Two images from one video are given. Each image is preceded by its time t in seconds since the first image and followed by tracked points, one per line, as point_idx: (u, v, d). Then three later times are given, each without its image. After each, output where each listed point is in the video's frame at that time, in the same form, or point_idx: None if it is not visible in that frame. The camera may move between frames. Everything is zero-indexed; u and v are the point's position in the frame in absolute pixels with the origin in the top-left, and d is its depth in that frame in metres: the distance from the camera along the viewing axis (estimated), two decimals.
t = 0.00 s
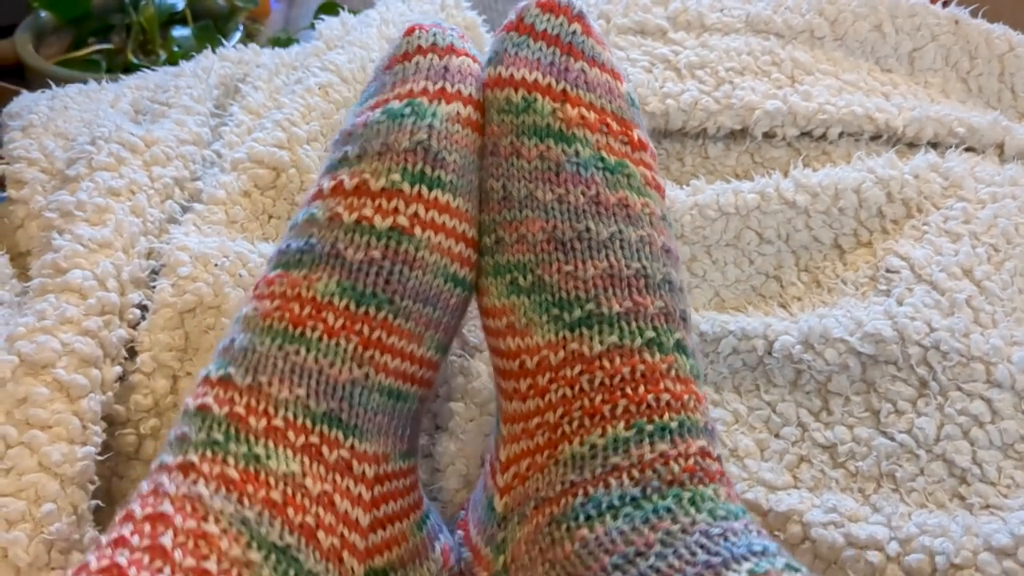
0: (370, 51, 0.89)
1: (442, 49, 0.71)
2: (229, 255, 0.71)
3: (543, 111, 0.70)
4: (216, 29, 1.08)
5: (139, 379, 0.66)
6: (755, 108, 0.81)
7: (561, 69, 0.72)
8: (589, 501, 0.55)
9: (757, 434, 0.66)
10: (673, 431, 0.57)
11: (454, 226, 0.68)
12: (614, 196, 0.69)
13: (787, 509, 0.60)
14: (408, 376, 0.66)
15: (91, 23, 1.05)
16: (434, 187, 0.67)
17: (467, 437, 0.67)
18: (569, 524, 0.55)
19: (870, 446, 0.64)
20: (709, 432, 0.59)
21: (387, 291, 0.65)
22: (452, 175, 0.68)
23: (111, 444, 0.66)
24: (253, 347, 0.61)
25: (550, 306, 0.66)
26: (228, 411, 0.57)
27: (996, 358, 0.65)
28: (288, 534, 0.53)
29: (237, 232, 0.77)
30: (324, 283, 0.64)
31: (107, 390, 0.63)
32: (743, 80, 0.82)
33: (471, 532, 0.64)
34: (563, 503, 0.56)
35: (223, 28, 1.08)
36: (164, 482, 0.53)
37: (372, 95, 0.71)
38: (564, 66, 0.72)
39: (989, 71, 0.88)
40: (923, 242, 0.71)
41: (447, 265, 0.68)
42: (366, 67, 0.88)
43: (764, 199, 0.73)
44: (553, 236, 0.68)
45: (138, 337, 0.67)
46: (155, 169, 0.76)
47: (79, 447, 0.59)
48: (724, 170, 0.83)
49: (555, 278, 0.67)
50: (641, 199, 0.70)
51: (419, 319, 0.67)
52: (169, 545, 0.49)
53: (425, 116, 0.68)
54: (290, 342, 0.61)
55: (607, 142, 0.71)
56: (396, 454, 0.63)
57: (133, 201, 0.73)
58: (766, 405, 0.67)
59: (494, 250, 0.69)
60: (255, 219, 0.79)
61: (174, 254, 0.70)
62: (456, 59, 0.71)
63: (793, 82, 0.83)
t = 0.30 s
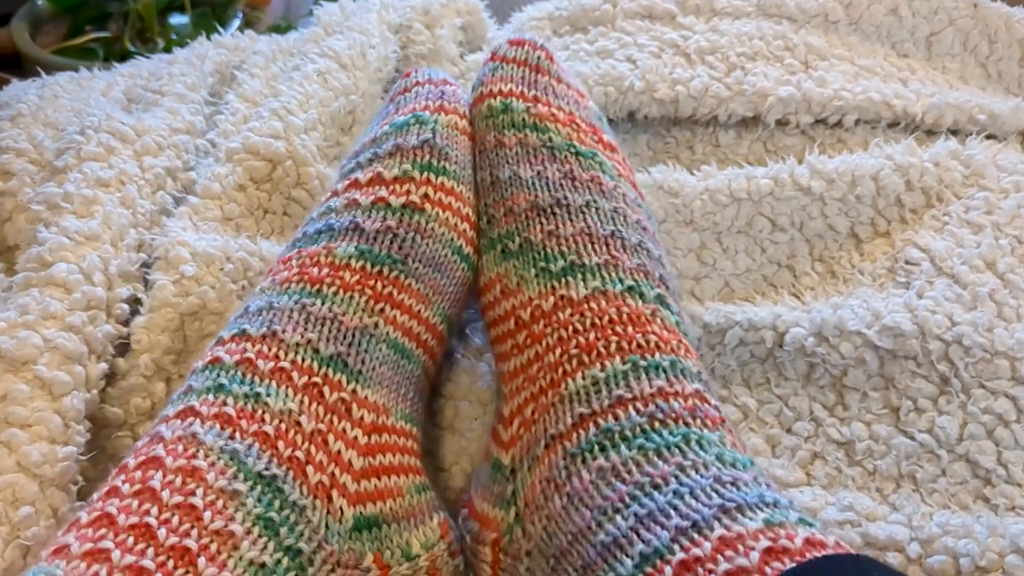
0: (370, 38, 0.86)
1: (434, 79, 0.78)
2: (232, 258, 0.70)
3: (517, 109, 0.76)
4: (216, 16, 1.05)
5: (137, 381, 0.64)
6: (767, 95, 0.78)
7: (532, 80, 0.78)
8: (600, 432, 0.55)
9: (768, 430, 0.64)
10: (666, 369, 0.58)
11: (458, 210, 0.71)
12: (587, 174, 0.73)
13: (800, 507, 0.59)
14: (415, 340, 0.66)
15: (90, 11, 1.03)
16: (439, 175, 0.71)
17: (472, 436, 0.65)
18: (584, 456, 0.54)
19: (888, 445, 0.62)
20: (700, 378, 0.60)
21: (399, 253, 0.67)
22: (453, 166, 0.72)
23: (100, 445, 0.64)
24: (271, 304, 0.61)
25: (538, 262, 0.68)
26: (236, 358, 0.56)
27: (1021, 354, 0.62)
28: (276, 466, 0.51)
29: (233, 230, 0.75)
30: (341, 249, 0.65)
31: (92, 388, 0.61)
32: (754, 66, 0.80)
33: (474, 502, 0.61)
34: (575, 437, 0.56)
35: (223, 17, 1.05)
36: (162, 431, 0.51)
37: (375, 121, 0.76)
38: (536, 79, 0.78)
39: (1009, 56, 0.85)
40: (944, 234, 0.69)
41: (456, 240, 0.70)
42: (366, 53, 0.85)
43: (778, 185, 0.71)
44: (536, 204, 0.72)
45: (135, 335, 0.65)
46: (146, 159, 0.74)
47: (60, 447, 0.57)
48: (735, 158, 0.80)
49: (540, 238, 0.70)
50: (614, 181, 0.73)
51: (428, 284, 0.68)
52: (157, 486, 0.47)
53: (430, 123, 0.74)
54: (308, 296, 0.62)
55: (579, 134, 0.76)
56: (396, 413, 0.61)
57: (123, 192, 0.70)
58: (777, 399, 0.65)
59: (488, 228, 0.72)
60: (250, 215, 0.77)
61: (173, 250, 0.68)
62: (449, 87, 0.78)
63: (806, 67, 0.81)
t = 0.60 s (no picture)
0: (376, 30, 0.85)
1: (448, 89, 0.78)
2: (246, 256, 0.71)
3: (530, 117, 0.77)
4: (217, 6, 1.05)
5: (151, 375, 0.65)
6: (776, 86, 0.78)
7: (546, 95, 0.79)
8: (601, 403, 0.55)
9: (775, 422, 0.64)
10: (664, 346, 0.59)
11: (473, 211, 0.71)
12: (591, 176, 0.74)
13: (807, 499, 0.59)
14: (432, 334, 0.66)
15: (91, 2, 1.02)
16: (456, 178, 0.71)
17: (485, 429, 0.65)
18: (586, 427, 0.55)
19: (896, 437, 0.62)
20: (697, 357, 0.60)
21: (416, 249, 0.67)
22: (470, 171, 0.73)
23: (113, 439, 0.64)
24: (293, 296, 0.61)
25: (542, 250, 0.69)
26: (261, 348, 0.56)
27: None
28: (298, 454, 0.51)
29: (241, 225, 0.75)
30: (361, 245, 0.66)
31: (105, 381, 0.61)
32: (763, 57, 0.80)
33: (479, 482, 0.62)
34: (577, 409, 0.56)
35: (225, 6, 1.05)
36: (186, 420, 0.51)
37: (388, 129, 0.77)
38: (549, 94, 0.79)
39: (1018, 47, 0.84)
40: (952, 227, 0.69)
41: (472, 242, 0.70)
42: (372, 45, 0.85)
43: (785, 181, 0.71)
44: (542, 200, 0.72)
45: (149, 329, 0.65)
46: (155, 152, 0.74)
47: (75, 440, 0.58)
48: (743, 150, 0.80)
49: (545, 229, 0.70)
50: (619, 183, 0.74)
51: (444, 282, 0.68)
52: (182, 475, 0.47)
53: (446, 129, 0.74)
54: (332, 289, 0.62)
55: (586, 140, 0.77)
56: (413, 404, 0.62)
57: (132, 185, 0.71)
58: (784, 390, 0.66)
59: (498, 223, 0.74)
60: (258, 210, 0.77)
61: (186, 244, 0.68)
62: (462, 94, 0.78)
63: (814, 59, 0.81)
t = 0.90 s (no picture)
0: (380, 17, 0.85)
1: (443, 65, 0.77)
2: (248, 241, 0.71)
3: (532, 104, 0.77)
4: None
5: (155, 360, 0.65)
6: (781, 72, 0.78)
7: (549, 82, 0.78)
8: (607, 385, 0.56)
9: (780, 406, 0.65)
10: (669, 330, 0.59)
11: (472, 191, 0.71)
12: (594, 162, 0.74)
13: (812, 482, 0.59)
14: (430, 318, 0.66)
15: None
16: (453, 158, 0.71)
17: (492, 414, 0.66)
18: (592, 409, 0.55)
19: (901, 420, 0.63)
20: (703, 340, 0.60)
21: (415, 232, 0.68)
22: (467, 150, 0.73)
23: (119, 423, 0.65)
24: (290, 284, 0.61)
25: (546, 235, 0.69)
26: (259, 338, 0.56)
27: None
28: (301, 444, 0.51)
29: (245, 210, 0.75)
30: (358, 229, 0.66)
31: (111, 366, 0.62)
32: (767, 43, 0.80)
33: (485, 466, 0.62)
34: (583, 391, 0.57)
35: None
36: (188, 410, 0.51)
37: (384, 107, 0.77)
38: (552, 81, 0.79)
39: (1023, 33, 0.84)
40: (957, 212, 0.69)
41: (471, 222, 0.70)
42: (376, 32, 0.85)
43: (790, 167, 0.71)
44: (545, 185, 0.72)
45: (151, 314, 0.65)
46: (160, 138, 0.74)
47: (83, 425, 0.58)
48: (747, 136, 0.80)
49: (548, 214, 0.70)
50: (622, 170, 0.74)
51: (443, 264, 0.68)
52: (186, 467, 0.47)
53: (441, 107, 0.73)
54: (328, 276, 0.62)
55: (589, 127, 0.76)
56: (414, 389, 0.62)
57: (138, 171, 0.71)
58: (788, 374, 0.66)
59: (502, 210, 0.74)
60: (263, 194, 0.77)
61: (189, 230, 0.69)
62: (458, 71, 0.77)
63: (819, 45, 0.80)
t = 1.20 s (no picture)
0: (382, 5, 0.85)
1: (431, 35, 0.77)
2: (244, 227, 0.70)
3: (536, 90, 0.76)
4: None
5: (154, 348, 0.64)
6: (785, 60, 0.77)
7: (553, 69, 0.77)
8: (614, 374, 0.55)
9: (784, 395, 0.64)
10: (675, 319, 0.59)
11: (460, 168, 0.71)
12: (599, 149, 0.73)
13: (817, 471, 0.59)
14: (420, 303, 0.66)
15: None
16: (440, 135, 0.70)
17: (496, 403, 0.66)
18: (599, 398, 0.55)
19: (906, 409, 0.63)
20: (709, 330, 0.60)
21: (404, 217, 0.67)
22: (456, 127, 0.72)
23: (120, 413, 0.64)
24: (275, 274, 0.61)
25: (551, 224, 0.68)
26: (248, 332, 0.56)
27: None
28: (296, 442, 0.51)
29: (245, 196, 0.74)
30: (342, 215, 0.65)
31: (113, 355, 0.61)
32: (772, 31, 0.79)
33: (489, 454, 0.62)
34: (590, 380, 0.56)
35: None
36: (181, 408, 0.51)
37: (371, 83, 0.76)
38: (555, 67, 0.77)
39: None
40: (962, 200, 0.68)
41: (457, 201, 0.70)
42: (377, 20, 0.84)
43: (794, 155, 0.71)
44: (549, 173, 0.71)
45: (147, 302, 0.65)
46: (161, 126, 0.73)
47: (84, 415, 0.57)
48: (751, 125, 0.79)
49: (552, 202, 0.70)
50: (626, 157, 0.73)
51: (431, 246, 0.68)
52: (181, 467, 0.47)
53: (427, 82, 0.72)
54: (313, 265, 0.62)
55: (593, 114, 0.76)
56: (407, 380, 0.62)
57: (138, 159, 0.70)
58: (792, 363, 0.66)
59: (504, 197, 0.72)
60: (263, 180, 0.76)
61: (185, 218, 0.68)
62: (445, 42, 0.76)
63: (824, 33, 0.80)
